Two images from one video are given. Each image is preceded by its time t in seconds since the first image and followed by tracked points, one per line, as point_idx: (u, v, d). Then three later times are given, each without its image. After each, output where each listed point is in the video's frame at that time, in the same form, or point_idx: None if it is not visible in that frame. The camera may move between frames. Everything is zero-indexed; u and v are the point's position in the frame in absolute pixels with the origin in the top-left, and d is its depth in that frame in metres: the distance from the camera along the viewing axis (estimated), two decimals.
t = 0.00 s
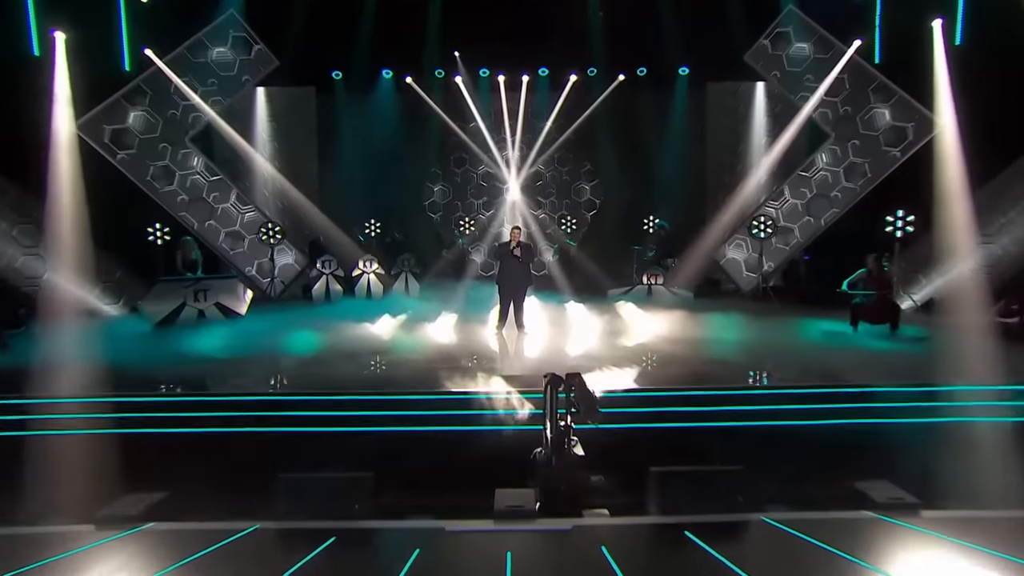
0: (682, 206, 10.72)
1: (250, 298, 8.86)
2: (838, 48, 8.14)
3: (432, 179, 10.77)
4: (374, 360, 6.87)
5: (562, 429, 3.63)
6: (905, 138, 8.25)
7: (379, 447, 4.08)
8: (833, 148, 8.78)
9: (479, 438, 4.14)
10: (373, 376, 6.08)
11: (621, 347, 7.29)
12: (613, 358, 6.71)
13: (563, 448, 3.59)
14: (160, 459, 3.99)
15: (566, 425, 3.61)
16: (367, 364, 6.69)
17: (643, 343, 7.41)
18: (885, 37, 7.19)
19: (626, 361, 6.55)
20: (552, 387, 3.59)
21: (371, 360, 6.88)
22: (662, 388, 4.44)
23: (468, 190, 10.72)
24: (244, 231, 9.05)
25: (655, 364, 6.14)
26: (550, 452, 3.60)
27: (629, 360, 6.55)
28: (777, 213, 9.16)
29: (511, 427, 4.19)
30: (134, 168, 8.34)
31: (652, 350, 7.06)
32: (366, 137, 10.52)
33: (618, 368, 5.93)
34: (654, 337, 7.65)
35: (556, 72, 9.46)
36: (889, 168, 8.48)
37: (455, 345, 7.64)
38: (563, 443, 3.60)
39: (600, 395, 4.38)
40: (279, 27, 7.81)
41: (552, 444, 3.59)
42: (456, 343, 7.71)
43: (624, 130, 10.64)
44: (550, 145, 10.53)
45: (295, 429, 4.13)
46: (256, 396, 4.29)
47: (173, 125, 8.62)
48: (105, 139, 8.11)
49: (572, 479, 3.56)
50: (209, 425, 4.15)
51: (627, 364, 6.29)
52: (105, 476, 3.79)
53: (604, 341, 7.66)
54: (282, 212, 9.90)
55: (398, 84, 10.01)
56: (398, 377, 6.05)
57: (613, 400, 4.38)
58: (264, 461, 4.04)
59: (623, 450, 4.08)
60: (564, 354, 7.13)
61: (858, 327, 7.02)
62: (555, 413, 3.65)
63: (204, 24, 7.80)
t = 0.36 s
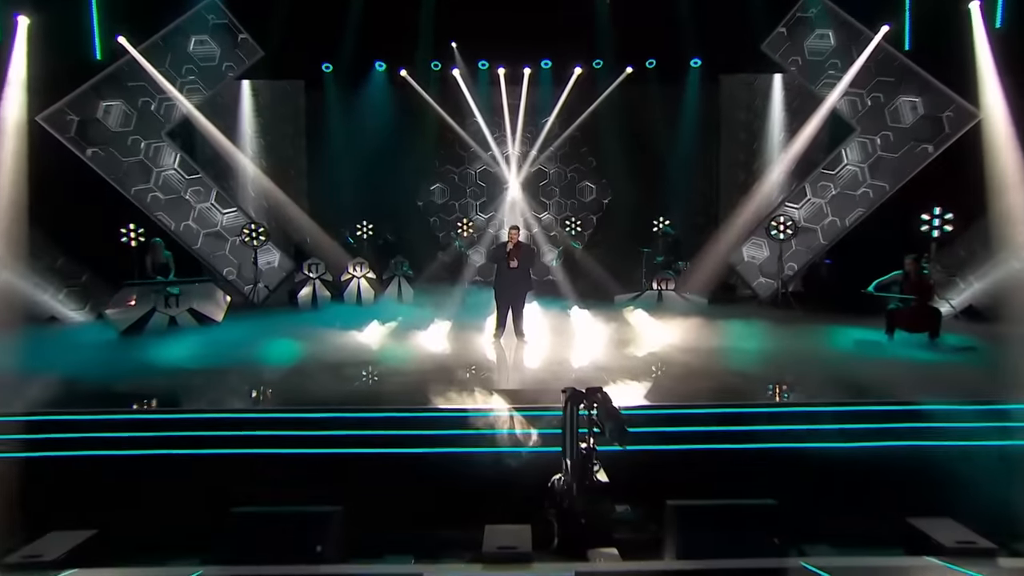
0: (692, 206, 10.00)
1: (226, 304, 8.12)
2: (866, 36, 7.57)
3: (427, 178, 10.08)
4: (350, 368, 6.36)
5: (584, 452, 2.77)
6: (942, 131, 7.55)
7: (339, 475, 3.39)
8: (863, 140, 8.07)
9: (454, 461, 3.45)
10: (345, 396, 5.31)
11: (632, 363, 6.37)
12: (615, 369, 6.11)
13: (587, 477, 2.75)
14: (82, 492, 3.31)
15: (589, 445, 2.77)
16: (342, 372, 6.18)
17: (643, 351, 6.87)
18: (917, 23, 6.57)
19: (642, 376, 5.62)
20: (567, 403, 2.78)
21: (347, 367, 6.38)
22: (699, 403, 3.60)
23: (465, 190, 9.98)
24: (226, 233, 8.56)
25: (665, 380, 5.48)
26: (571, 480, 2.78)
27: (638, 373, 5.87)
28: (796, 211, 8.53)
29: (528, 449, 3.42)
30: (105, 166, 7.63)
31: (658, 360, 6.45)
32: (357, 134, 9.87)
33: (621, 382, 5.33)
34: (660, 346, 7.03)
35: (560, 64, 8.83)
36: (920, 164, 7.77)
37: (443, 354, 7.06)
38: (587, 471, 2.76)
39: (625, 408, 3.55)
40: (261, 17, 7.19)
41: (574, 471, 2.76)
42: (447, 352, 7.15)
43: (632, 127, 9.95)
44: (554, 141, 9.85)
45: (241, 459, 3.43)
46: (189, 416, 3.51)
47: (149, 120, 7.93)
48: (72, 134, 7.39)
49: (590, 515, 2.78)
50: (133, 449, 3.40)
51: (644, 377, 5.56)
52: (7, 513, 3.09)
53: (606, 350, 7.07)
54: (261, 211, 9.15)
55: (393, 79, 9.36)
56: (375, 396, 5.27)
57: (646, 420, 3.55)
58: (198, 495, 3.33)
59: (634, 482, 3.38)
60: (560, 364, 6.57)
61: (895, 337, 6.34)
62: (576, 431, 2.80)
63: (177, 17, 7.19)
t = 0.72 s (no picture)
0: (707, 206, 9.26)
1: (199, 310, 7.42)
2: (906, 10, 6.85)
3: (421, 177, 9.47)
4: (328, 384, 5.67)
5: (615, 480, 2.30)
6: (984, 120, 6.70)
7: (286, 523, 2.68)
8: (891, 132, 7.32)
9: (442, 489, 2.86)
10: (320, 409, 4.67)
11: (645, 379, 5.63)
12: (625, 386, 5.40)
13: (618, 513, 2.16)
14: None
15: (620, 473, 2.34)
16: (318, 386, 5.53)
17: (656, 364, 6.15)
18: None
19: (662, 394, 5.02)
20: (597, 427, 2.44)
21: (326, 381, 5.71)
22: (743, 423, 3.17)
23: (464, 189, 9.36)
24: (202, 234, 7.94)
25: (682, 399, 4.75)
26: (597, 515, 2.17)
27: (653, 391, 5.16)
28: (818, 210, 7.84)
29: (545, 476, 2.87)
30: (70, 160, 6.96)
31: (677, 377, 5.68)
32: (349, 130, 9.24)
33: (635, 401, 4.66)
34: (672, 356, 6.40)
35: (563, 54, 8.20)
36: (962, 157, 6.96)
37: (432, 366, 6.42)
38: (618, 504, 2.16)
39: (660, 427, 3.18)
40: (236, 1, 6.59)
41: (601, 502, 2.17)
42: (440, 365, 6.43)
43: (642, 121, 9.26)
44: (556, 137, 9.22)
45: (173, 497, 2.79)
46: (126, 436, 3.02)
47: (121, 112, 7.35)
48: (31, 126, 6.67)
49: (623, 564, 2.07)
50: (58, 476, 2.87)
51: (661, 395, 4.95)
52: None
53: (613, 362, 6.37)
54: (244, 209, 8.52)
55: (385, 70, 8.81)
56: (352, 412, 4.54)
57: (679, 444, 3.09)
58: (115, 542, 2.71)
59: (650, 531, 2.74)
60: (564, 379, 5.86)
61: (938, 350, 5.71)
62: (604, 458, 2.49)
63: None
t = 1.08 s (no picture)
0: (729, 206, 8.39)
1: (171, 315, 6.86)
2: None
3: (417, 174, 8.75)
4: (304, 400, 4.97)
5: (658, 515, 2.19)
6: None
7: None
8: (931, 123, 6.56)
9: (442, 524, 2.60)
10: (288, 432, 3.97)
11: (662, 396, 5.02)
12: (640, 403, 4.78)
13: (662, 556, 2.18)
14: None
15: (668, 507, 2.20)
16: (293, 402, 4.88)
17: (673, 378, 5.53)
18: None
19: (691, 415, 4.23)
20: (638, 452, 2.25)
21: (303, 398, 5.02)
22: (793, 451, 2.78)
23: (463, 186, 8.74)
24: (180, 233, 7.32)
25: (706, 419, 4.12)
26: (643, 558, 2.19)
27: (676, 408, 4.50)
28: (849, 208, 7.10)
29: (572, 511, 2.58)
30: (34, 154, 6.27)
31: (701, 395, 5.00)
32: (338, 126, 8.59)
33: (654, 421, 4.06)
34: (685, 367, 5.83)
35: (571, 41, 7.56)
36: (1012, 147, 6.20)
37: (425, 380, 5.80)
38: (662, 547, 2.18)
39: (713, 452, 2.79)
40: None
41: (648, 545, 2.18)
42: (434, 379, 5.84)
43: (652, 113, 8.50)
44: (561, 131, 8.59)
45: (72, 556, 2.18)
46: (63, 467, 2.60)
47: (90, 101, 6.73)
48: None
49: None
50: None
51: (686, 416, 4.24)
52: None
53: (625, 377, 5.72)
54: (220, 208, 7.77)
55: (380, 59, 8.20)
56: (328, 436, 3.87)
57: (729, 472, 2.75)
58: None
59: None
60: (572, 395, 5.19)
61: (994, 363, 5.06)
62: (647, 491, 2.25)
63: None
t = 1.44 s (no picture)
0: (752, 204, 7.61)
1: (139, 322, 6.31)
2: None
3: (414, 170, 8.13)
4: (271, 420, 4.37)
5: (720, 561, 1.92)
6: None
7: None
8: (982, 110, 5.92)
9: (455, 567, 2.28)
10: (255, 459, 3.36)
11: (686, 415, 4.36)
12: (662, 424, 4.13)
13: None
14: None
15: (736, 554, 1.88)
16: (260, 422, 4.27)
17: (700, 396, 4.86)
18: None
19: (727, 441, 3.57)
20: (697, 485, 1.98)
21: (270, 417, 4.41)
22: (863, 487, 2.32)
23: (463, 183, 8.13)
24: (156, 231, 6.73)
25: (744, 447, 3.45)
26: None
27: (709, 432, 3.88)
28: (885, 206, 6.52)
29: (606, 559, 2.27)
30: None
31: (732, 415, 4.37)
32: (327, 121, 7.86)
33: (685, 451, 3.41)
34: (709, 381, 5.21)
35: (580, 26, 6.91)
36: None
37: (418, 396, 5.18)
38: None
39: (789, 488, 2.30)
40: None
41: None
42: (430, 394, 5.24)
43: (669, 103, 7.76)
44: (567, 124, 8.00)
45: None
46: None
47: (55, 87, 6.12)
48: None
49: None
50: None
51: (724, 445, 3.53)
52: None
53: (641, 392, 5.11)
54: (195, 204, 7.15)
55: (374, 47, 7.45)
56: (302, 465, 3.24)
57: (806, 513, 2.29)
58: None
59: None
60: (583, 414, 4.54)
61: None
62: (716, 531, 1.95)
63: None
